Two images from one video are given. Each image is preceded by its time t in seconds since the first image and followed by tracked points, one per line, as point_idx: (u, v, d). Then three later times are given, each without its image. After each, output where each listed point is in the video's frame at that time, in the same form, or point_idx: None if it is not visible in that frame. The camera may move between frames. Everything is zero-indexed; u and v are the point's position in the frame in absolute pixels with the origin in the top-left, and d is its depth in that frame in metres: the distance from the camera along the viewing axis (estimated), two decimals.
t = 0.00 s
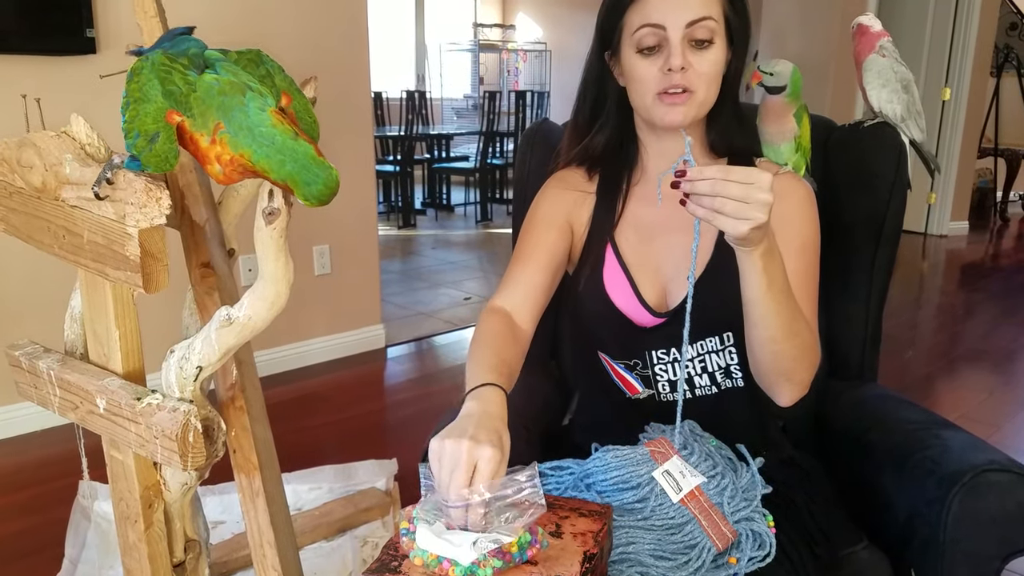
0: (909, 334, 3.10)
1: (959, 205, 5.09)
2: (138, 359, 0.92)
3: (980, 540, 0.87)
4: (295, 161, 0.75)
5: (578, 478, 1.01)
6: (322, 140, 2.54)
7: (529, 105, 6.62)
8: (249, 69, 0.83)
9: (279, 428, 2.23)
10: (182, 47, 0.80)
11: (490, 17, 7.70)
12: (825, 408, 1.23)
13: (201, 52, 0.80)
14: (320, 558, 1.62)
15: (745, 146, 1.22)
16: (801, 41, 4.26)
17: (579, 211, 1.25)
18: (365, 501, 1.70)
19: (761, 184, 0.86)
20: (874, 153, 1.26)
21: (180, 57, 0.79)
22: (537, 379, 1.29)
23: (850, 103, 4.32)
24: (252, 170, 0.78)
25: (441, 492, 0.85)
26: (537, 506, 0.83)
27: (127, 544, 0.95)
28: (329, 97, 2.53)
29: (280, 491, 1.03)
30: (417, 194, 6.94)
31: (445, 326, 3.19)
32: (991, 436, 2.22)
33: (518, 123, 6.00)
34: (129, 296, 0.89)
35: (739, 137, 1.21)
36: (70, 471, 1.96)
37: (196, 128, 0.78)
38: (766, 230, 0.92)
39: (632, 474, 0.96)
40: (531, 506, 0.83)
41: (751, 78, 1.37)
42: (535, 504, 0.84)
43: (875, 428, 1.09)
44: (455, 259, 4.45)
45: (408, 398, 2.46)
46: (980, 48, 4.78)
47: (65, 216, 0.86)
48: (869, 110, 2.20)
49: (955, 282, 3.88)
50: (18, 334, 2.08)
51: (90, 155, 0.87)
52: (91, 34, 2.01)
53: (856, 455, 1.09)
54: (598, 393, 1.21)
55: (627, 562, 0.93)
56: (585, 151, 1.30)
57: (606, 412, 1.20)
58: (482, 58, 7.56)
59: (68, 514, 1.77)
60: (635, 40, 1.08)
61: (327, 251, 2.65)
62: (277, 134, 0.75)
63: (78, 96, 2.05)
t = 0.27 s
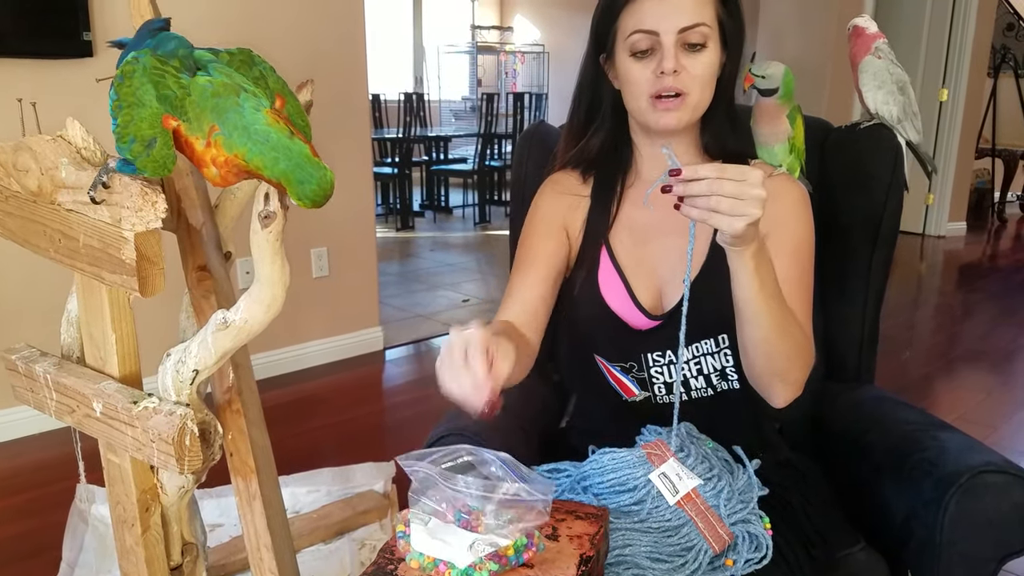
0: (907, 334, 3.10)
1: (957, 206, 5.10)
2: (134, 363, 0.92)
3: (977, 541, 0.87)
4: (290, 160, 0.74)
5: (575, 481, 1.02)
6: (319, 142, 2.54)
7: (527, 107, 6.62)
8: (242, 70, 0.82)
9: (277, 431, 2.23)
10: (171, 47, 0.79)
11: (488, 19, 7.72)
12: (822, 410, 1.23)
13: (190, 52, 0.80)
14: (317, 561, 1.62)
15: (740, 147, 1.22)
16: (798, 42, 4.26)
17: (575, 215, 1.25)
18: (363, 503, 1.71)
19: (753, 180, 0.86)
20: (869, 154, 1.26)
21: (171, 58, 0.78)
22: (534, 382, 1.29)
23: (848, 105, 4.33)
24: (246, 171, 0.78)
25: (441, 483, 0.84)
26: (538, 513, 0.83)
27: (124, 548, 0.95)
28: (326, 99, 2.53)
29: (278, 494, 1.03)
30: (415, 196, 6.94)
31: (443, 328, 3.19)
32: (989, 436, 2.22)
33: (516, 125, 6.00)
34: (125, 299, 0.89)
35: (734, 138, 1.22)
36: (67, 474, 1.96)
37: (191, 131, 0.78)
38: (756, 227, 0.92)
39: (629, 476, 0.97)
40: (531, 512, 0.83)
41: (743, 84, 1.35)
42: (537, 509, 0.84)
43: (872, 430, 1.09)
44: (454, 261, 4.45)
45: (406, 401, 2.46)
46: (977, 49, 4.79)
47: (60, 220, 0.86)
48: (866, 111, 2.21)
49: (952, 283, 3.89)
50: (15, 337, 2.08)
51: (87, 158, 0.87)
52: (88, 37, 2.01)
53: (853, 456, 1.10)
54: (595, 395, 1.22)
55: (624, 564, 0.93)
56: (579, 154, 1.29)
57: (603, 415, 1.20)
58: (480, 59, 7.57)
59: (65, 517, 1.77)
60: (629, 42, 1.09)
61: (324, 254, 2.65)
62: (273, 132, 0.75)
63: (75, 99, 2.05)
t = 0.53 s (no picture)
0: (905, 333, 3.10)
1: (955, 205, 5.10)
2: (131, 362, 0.91)
3: (973, 540, 0.87)
4: (281, 148, 0.74)
5: (573, 479, 1.02)
6: (316, 141, 2.53)
7: (525, 106, 6.62)
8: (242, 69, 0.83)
9: (275, 430, 2.23)
10: (175, 48, 0.81)
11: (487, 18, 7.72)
12: (819, 409, 1.23)
13: (193, 54, 0.82)
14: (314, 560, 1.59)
15: (735, 146, 1.22)
16: (796, 42, 4.26)
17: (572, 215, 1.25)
18: (361, 503, 1.71)
19: (737, 175, 0.87)
20: (868, 153, 1.26)
21: (172, 55, 0.80)
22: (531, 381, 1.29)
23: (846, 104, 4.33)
24: (239, 160, 0.78)
25: (433, 481, 0.83)
26: (529, 504, 0.83)
27: (121, 546, 0.95)
28: (324, 99, 2.53)
29: (275, 493, 1.03)
30: (414, 196, 6.93)
31: (441, 328, 3.18)
32: (987, 435, 2.22)
33: (515, 124, 6.00)
34: (122, 298, 0.89)
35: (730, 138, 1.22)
36: (65, 474, 1.95)
37: (186, 119, 0.78)
38: (744, 223, 0.93)
39: (626, 475, 0.97)
40: (523, 503, 0.83)
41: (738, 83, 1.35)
42: (527, 501, 0.83)
43: (870, 428, 1.09)
44: (452, 260, 4.45)
45: (404, 400, 2.46)
46: (975, 48, 4.79)
47: (57, 218, 0.86)
48: (864, 110, 2.21)
49: (950, 282, 3.89)
50: (13, 336, 2.08)
51: (82, 157, 0.86)
52: (85, 36, 2.01)
53: (851, 455, 1.10)
54: (592, 394, 1.22)
55: (621, 562, 0.93)
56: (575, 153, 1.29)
57: (601, 413, 1.20)
58: (478, 59, 7.56)
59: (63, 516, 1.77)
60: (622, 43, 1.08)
61: (322, 253, 2.65)
62: (264, 120, 0.75)
63: (72, 98, 2.05)
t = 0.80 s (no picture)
0: (905, 330, 3.10)
1: (955, 201, 5.10)
2: (131, 360, 0.91)
3: (973, 536, 0.87)
4: (282, 145, 0.75)
5: (572, 476, 1.02)
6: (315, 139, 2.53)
7: (525, 104, 6.61)
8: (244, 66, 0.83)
9: (275, 428, 2.23)
10: (174, 44, 0.81)
11: (486, 16, 7.71)
12: (819, 405, 1.23)
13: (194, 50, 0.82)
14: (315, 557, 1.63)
15: (734, 142, 1.22)
16: (795, 39, 4.26)
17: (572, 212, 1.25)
18: (362, 500, 1.71)
19: (729, 165, 0.88)
20: (868, 148, 1.26)
21: (173, 50, 0.80)
22: (531, 379, 1.29)
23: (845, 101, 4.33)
24: (241, 157, 0.78)
25: (432, 478, 0.83)
26: (529, 500, 0.83)
27: (122, 545, 0.95)
28: (323, 97, 2.53)
29: (275, 491, 1.03)
30: (413, 194, 6.93)
31: (441, 326, 3.18)
32: (988, 431, 2.22)
33: (514, 122, 5.99)
34: (121, 296, 0.89)
35: (729, 134, 1.21)
36: (65, 472, 1.96)
37: (189, 113, 0.78)
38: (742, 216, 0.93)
39: (625, 471, 0.97)
40: (523, 500, 0.83)
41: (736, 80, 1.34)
42: (528, 497, 0.83)
43: (870, 425, 1.09)
44: (451, 258, 4.44)
45: (404, 398, 2.46)
46: (975, 44, 4.79)
47: (56, 217, 0.86)
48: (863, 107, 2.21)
49: (951, 278, 3.89)
50: (13, 335, 2.08)
51: (82, 156, 0.87)
52: (83, 34, 2.01)
53: (852, 452, 1.10)
54: (592, 391, 1.22)
55: (621, 559, 0.93)
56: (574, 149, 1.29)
57: (600, 410, 1.20)
58: (477, 56, 7.55)
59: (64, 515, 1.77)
60: (620, 39, 1.08)
61: (322, 251, 2.65)
62: (267, 117, 0.76)
63: (71, 97, 2.05)
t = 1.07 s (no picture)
0: (906, 329, 3.10)
1: (956, 201, 5.10)
2: (132, 358, 0.92)
3: (973, 535, 0.87)
4: (283, 147, 0.74)
5: (572, 475, 1.02)
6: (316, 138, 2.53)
7: (526, 102, 6.61)
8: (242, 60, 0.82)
9: (276, 426, 2.23)
10: (168, 42, 0.80)
11: (486, 14, 7.71)
12: (819, 404, 1.23)
13: (189, 46, 0.81)
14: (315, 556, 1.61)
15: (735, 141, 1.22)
16: (796, 38, 4.26)
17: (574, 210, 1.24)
18: (362, 498, 1.71)
19: (721, 158, 0.89)
20: (869, 148, 1.25)
21: (169, 49, 0.80)
22: (531, 377, 1.29)
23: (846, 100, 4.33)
24: (242, 159, 0.78)
25: (433, 476, 0.83)
26: (530, 498, 0.83)
27: (122, 542, 0.95)
28: (323, 95, 2.53)
29: (275, 489, 1.03)
30: (413, 193, 6.93)
31: (441, 324, 3.18)
32: (988, 430, 2.22)
33: (515, 120, 5.99)
34: (122, 293, 0.89)
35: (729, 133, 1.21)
36: (66, 470, 1.96)
37: (189, 116, 0.78)
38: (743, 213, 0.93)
39: (626, 470, 0.97)
40: (523, 498, 0.83)
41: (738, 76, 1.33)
42: (528, 495, 0.83)
43: (870, 424, 1.09)
44: (451, 256, 4.44)
45: (404, 396, 2.46)
46: (976, 44, 4.79)
47: (57, 215, 0.86)
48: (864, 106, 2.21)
49: (951, 278, 3.89)
50: (13, 332, 2.08)
51: (83, 153, 0.87)
52: (84, 32, 2.00)
53: (852, 451, 1.10)
54: (592, 389, 1.22)
55: (620, 558, 0.93)
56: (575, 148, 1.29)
57: (600, 408, 1.20)
58: (478, 55, 7.55)
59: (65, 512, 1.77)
60: (620, 39, 1.08)
61: (322, 249, 2.65)
62: (268, 119, 0.75)
63: (71, 95, 2.05)
